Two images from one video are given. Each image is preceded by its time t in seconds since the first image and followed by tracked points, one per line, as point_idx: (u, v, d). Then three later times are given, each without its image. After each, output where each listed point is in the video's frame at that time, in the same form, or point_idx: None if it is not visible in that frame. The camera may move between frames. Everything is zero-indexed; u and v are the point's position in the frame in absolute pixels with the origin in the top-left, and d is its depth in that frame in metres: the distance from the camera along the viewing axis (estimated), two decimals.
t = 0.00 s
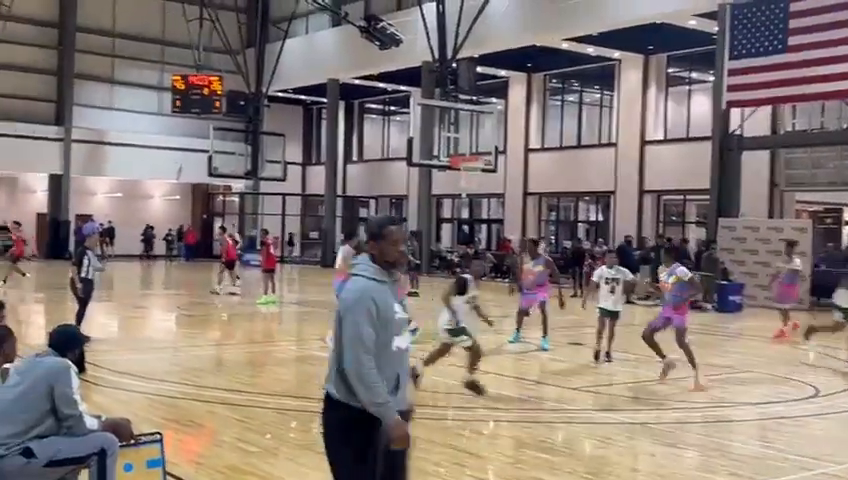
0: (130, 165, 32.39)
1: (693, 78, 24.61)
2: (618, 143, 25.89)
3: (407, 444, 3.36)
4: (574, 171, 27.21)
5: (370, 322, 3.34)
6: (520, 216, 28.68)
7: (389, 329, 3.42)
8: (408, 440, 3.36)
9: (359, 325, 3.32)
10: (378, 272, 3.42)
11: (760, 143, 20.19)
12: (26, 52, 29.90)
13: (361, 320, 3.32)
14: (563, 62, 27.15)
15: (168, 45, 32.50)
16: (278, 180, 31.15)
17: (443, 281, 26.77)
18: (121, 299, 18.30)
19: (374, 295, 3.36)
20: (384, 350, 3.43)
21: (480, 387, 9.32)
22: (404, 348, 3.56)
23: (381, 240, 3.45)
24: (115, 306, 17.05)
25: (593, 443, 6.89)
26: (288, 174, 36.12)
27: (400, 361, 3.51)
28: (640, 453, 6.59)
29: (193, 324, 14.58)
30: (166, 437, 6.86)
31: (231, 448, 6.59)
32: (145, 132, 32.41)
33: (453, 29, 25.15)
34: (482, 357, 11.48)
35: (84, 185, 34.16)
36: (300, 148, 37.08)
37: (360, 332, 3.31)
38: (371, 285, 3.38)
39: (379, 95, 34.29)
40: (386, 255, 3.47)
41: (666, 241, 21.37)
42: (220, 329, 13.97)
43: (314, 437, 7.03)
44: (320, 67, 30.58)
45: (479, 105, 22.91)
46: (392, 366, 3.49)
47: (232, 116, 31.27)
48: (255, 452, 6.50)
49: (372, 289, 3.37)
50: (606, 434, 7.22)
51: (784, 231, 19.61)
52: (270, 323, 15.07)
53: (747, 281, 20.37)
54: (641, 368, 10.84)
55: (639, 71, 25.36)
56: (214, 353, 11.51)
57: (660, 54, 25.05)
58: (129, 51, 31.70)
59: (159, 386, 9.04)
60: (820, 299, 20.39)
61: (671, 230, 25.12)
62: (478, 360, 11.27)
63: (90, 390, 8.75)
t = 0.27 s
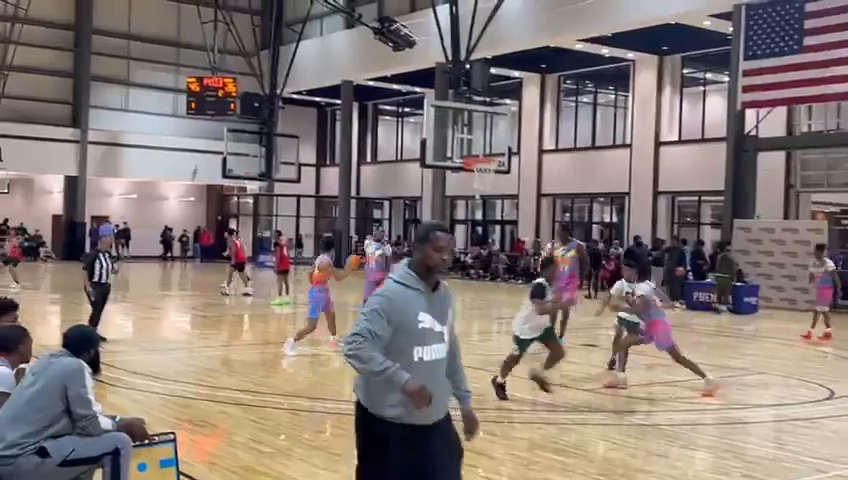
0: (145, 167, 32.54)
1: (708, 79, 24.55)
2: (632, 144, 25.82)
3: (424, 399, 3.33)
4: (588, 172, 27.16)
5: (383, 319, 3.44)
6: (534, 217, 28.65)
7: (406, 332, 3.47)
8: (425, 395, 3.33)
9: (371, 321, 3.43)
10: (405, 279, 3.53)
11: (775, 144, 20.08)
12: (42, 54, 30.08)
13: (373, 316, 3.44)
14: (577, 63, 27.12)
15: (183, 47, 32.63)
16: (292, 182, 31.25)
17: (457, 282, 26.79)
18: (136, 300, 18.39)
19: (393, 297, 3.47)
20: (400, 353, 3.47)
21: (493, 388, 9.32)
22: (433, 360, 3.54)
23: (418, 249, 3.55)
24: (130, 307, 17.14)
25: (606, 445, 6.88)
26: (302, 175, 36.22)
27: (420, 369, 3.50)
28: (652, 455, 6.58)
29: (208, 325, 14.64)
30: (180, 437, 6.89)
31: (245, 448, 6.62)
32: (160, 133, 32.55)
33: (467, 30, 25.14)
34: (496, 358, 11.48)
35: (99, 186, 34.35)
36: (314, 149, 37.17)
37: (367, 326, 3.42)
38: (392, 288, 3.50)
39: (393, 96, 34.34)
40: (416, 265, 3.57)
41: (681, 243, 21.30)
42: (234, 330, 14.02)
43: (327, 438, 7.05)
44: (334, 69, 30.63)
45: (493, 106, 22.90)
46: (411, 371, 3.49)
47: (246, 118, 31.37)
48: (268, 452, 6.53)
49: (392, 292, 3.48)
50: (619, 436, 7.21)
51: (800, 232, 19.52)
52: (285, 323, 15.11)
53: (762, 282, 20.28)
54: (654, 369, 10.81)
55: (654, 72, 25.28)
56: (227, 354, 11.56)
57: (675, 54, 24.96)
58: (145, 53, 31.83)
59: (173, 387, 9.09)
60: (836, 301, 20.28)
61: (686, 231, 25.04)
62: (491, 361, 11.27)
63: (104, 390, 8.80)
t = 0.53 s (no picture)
0: (158, 169, 32.69)
1: (719, 80, 24.51)
2: (644, 145, 25.77)
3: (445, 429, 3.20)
4: (599, 174, 27.12)
5: (428, 323, 3.35)
6: (546, 218, 28.64)
7: (450, 339, 3.37)
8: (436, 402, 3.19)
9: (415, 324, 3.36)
10: (456, 284, 3.44)
11: (787, 145, 20.01)
12: (55, 56, 30.25)
13: (418, 320, 3.37)
14: (588, 64, 27.11)
15: (195, 49, 32.74)
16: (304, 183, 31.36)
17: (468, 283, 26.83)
18: (148, 301, 18.51)
19: (440, 301, 3.38)
20: (443, 361, 3.38)
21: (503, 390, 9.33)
22: (478, 370, 3.42)
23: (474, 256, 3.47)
24: (142, 308, 17.25)
25: (615, 446, 6.88)
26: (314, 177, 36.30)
27: (463, 379, 3.39)
28: (661, 456, 6.57)
29: (219, 326, 14.70)
30: (190, 437, 6.93)
31: (255, 449, 6.65)
32: (172, 134, 32.69)
33: (478, 31, 25.16)
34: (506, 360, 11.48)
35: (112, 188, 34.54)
36: (326, 150, 37.25)
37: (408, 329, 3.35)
38: (442, 292, 3.42)
39: (404, 98, 34.39)
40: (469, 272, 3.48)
41: (693, 244, 21.26)
42: (245, 331, 14.08)
43: (337, 438, 7.07)
44: (345, 71, 30.69)
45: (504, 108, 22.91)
46: (454, 379, 3.38)
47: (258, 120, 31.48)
48: (278, 453, 6.56)
49: (439, 296, 3.40)
50: (629, 437, 7.21)
51: (813, 234, 19.43)
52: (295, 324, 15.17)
53: (775, 284, 20.22)
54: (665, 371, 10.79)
55: (666, 73, 25.21)
56: (238, 355, 11.60)
57: (686, 56, 24.89)
58: (157, 55, 31.98)
59: (183, 387, 9.13)
60: None
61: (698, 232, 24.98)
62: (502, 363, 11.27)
63: (115, 391, 8.84)
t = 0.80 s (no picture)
0: (168, 171, 32.80)
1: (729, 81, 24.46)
2: (654, 147, 25.70)
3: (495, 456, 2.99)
4: (608, 175, 27.08)
5: (469, 325, 3.06)
6: (555, 220, 28.60)
7: (493, 339, 3.09)
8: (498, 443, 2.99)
9: (453, 326, 3.05)
10: (490, 278, 3.15)
11: (797, 147, 19.92)
12: (66, 58, 30.36)
13: (457, 322, 3.06)
14: (598, 66, 27.07)
15: (205, 52, 32.83)
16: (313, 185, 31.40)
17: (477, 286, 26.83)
18: (158, 303, 18.60)
19: (479, 299, 3.09)
20: (485, 364, 3.11)
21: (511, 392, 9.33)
22: (520, 366, 3.17)
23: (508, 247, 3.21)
24: (152, 309, 17.33)
25: (624, 448, 6.87)
26: (323, 179, 36.37)
27: (508, 381, 3.14)
28: (671, 459, 6.56)
29: (228, 328, 14.73)
30: (198, 438, 6.95)
31: (263, 450, 6.67)
32: (182, 136, 32.78)
33: (488, 33, 25.16)
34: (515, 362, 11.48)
35: (122, 190, 34.65)
36: (335, 152, 37.31)
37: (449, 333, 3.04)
38: (478, 288, 3.12)
39: (414, 100, 34.40)
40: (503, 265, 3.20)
41: (703, 247, 21.25)
42: (255, 332, 14.15)
43: (344, 440, 7.09)
44: (355, 73, 30.71)
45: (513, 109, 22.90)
46: (498, 380, 3.12)
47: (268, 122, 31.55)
48: (286, 454, 6.57)
49: (477, 293, 3.10)
50: (637, 439, 7.20)
51: (823, 235, 19.34)
52: (305, 326, 15.21)
53: (784, 286, 20.13)
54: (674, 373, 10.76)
55: (676, 74, 25.13)
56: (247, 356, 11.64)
57: (696, 57, 24.81)
58: (167, 57, 32.09)
59: (192, 389, 9.16)
60: None
61: (708, 234, 24.93)
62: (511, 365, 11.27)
63: (123, 391, 8.89)
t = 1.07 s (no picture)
0: (175, 174, 32.88)
1: (737, 85, 24.43)
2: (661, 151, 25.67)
3: None
4: (615, 179, 27.05)
5: (510, 347, 2.94)
6: (562, 224, 28.56)
7: (531, 358, 2.98)
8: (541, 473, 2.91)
9: (492, 350, 2.92)
10: (521, 294, 3.03)
11: (804, 151, 19.88)
12: (74, 62, 30.50)
13: (497, 345, 2.93)
14: (604, 69, 27.05)
15: (213, 56, 32.91)
16: (320, 188, 31.44)
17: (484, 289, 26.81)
18: (165, 306, 18.64)
19: (516, 318, 2.96)
20: (523, 386, 3.01)
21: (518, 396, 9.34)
22: (556, 384, 3.08)
23: (537, 260, 3.10)
24: (159, 312, 17.37)
25: (631, 452, 6.87)
26: (330, 182, 36.41)
27: (545, 402, 3.06)
28: (677, 463, 6.56)
29: (235, 331, 14.75)
30: (205, 442, 6.98)
31: (269, 453, 6.68)
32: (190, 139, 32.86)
33: (495, 37, 25.18)
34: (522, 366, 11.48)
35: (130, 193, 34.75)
36: (343, 156, 37.36)
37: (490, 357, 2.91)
38: (512, 304, 2.99)
39: (421, 104, 34.42)
40: (533, 278, 3.10)
41: (710, 251, 21.22)
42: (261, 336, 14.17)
43: (350, 443, 7.10)
44: (362, 77, 30.74)
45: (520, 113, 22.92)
46: (536, 402, 3.03)
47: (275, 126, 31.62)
48: (293, 457, 6.59)
49: (514, 311, 2.97)
50: (644, 444, 7.20)
51: (831, 239, 19.28)
52: (311, 330, 15.24)
53: (792, 290, 20.07)
54: (681, 377, 10.75)
55: (683, 78, 25.11)
56: (254, 359, 11.67)
57: (704, 61, 24.77)
58: (175, 61, 32.18)
59: (198, 392, 9.18)
60: None
61: (716, 238, 24.88)
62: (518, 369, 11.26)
63: (130, 395, 8.92)
